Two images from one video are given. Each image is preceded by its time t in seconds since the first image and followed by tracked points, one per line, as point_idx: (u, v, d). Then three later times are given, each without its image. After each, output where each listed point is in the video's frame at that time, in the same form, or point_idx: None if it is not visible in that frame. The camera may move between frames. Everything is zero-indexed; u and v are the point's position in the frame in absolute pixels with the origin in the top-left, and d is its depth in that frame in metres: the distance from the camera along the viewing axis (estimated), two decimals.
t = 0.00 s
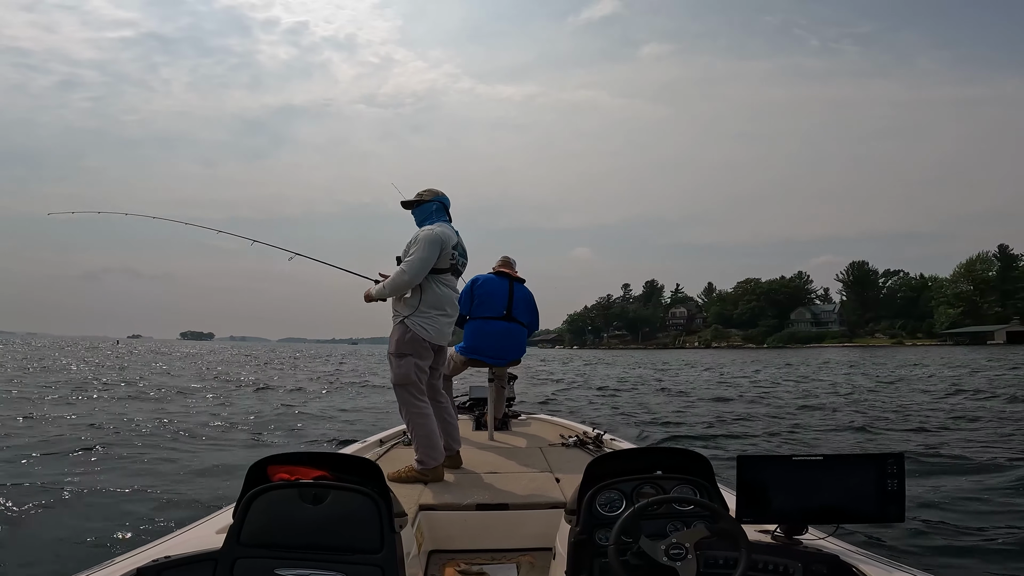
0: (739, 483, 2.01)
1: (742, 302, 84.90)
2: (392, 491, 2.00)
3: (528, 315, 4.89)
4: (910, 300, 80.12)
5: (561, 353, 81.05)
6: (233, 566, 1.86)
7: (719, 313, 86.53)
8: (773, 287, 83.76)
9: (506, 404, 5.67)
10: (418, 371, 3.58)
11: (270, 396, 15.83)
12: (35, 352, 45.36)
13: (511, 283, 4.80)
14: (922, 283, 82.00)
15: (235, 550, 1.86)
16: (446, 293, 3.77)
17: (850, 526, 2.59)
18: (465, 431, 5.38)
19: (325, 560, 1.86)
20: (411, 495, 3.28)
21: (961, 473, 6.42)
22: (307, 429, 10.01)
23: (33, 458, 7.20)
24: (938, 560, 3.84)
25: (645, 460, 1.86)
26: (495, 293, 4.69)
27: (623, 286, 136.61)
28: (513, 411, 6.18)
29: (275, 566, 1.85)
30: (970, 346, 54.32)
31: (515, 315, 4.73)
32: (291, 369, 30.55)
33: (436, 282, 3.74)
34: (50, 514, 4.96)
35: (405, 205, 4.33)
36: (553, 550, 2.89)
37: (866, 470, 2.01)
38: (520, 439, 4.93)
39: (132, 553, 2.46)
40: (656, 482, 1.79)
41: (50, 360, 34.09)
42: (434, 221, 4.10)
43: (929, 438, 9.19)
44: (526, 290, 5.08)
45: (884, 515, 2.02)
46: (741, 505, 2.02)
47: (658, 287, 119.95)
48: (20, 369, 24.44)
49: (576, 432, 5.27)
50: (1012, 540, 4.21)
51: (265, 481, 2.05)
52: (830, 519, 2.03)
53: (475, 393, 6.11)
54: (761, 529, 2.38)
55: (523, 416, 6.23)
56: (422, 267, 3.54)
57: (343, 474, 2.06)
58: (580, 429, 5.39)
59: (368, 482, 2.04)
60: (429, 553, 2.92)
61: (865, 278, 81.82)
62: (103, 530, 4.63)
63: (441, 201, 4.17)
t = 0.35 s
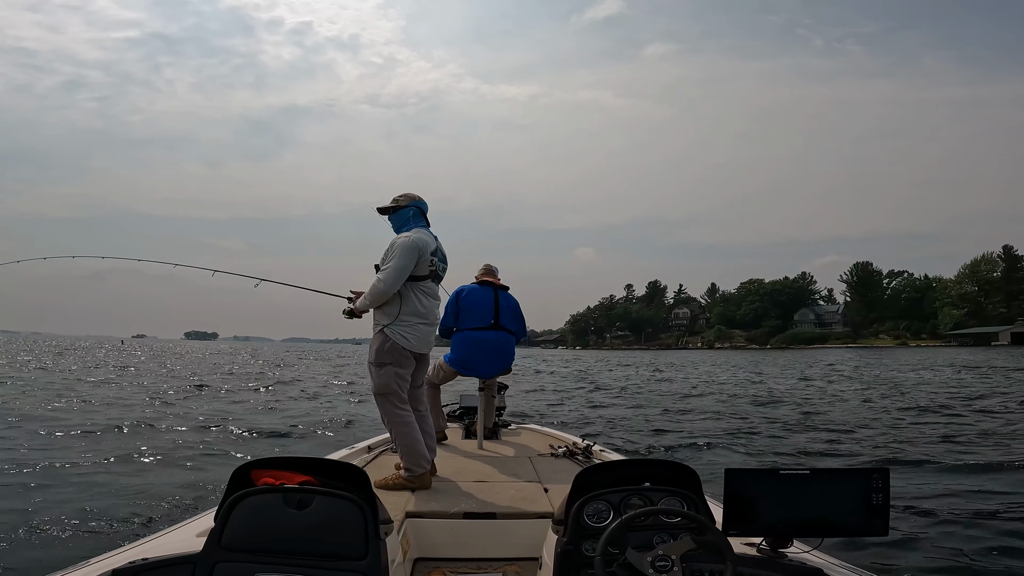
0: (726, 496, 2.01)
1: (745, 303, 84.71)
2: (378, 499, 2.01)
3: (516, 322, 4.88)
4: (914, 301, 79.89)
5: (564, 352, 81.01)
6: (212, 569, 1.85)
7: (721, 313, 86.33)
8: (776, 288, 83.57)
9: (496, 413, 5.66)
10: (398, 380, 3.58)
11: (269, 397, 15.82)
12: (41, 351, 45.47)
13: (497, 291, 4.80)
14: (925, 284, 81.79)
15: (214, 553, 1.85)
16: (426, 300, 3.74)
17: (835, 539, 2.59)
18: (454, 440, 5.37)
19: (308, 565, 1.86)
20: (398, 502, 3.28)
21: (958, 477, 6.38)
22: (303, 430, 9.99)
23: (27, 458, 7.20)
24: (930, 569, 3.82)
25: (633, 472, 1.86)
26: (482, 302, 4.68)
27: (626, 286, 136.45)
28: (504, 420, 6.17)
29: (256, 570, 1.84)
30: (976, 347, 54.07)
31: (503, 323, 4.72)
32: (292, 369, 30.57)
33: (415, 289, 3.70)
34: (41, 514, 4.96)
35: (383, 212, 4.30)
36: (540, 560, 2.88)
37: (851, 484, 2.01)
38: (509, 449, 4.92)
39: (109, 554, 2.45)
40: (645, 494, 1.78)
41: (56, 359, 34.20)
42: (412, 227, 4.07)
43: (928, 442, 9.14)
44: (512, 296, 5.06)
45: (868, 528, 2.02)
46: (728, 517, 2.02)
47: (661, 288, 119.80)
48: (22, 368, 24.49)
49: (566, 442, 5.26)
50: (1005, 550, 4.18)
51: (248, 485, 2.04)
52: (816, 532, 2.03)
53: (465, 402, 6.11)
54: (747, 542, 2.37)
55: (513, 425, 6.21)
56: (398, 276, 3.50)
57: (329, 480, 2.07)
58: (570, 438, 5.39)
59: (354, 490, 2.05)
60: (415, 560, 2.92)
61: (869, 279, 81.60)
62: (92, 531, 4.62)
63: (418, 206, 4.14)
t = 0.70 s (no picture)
0: (717, 494, 2.01)
1: (749, 303, 84.49)
2: (371, 496, 2.01)
3: (510, 318, 4.88)
4: (919, 301, 79.60)
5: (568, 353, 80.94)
6: (204, 566, 1.87)
7: (725, 314, 86.12)
8: (780, 288, 83.33)
9: (489, 410, 5.66)
10: (390, 376, 3.58)
11: (270, 397, 15.83)
12: (45, 351, 45.54)
13: (489, 288, 4.81)
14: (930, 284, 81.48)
15: (205, 552, 1.87)
16: (416, 296, 3.76)
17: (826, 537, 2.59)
18: (448, 437, 5.38)
19: (299, 564, 1.87)
20: (392, 499, 3.28)
21: (956, 477, 6.37)
22: (301, 429, 9.99)
23: (25, 456, 7.21)
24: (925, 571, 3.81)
25: (626, 469, 1.86)
26: (474, 299, 4.69)
27: (630, 287, 136.02)
28: (498, 417, 6.17)
29: (248, 569, 1.86)
30: (982, 347, 53.80)
31: (497, 319, 4.73)
32: (294, 369, 30.58)
33: (405, 286, 3.72)
34: (36, 513, 4.97)
35: (368, 213, 4.31)
36: (533, 557, 2.89)
37: (841, 483, 2.01)
38: (503, 446, 4.93)
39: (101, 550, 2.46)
40: (638, 491, 1.79)
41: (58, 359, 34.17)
42: (397, 224, 4.08)
43: (928, 442, 9.11)
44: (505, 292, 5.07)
45: (858, 527, 2.02)
46: (719, 515, 2.02)
47: (664, 288, 119.55)
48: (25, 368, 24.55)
49: (559, 439, 5.27)
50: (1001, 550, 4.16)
51: (240, 482, 2.05)
52: (806, 531, 2.03)
53: (460, 399, 6.11)
54: (738, 539, 2.37)
55: (507, 422, 6.22)
56: (388, 272, 3.52)
57: (321, 477, 2.07)
58: (564, 435, 5.39)
59: (347, 486, 2.05)
60: (408, 557, 2.92)
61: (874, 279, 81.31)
62: (90, 528, 4.65)
63: (403, 203, 4.15)
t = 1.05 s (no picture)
0: (718, 480, 2.03)
1: (753, 302, 84.24)
2: (374, 491, 2.03)
3: (508, 309, 4.91)
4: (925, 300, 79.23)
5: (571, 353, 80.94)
6: (213, 566, 1.90)
7: (730, 313, 85.92)
8: (785, 288, 83.08)
9: (489, 403, 5.69)
10: (393, 370, 3.60)
11: (273, 396, 15.88)
12: (50, 351, 45.66)
13: (487, 279, 4.83)
14: (937, 283, 81.05)
15: (213, 552, 1.89)
16: (417, 290, 3.80)
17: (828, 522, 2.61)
18: (448, 429, 5.41)
19: (307, 560, 1.90)
20: (395, 493, 3.31)
21: (956, 474, 6.40)
22: (304, 429, 10.03)
23: (30, 457, 7.26)
24: (927, 566, 3.82)
25: (627, 458, 1.87)
26: (472, 290, 4.71)
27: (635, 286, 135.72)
28: (497, 410, 6.20)
29: (257, 567, 1.89)
30: (989, 347, 53.53)
31: (495, 310, 4.76)
32: (297, 368, 30.62)
33: (407, 280, 3.75)
34: (41, 514, 5.01)
35: (369, 207, 4.33)
36: (537, 547, 2.92)
37: (841, 468, 2.03)
38: (502, 437, 4.96)
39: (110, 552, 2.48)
40: (639, 479, 1.81)
41: (62, 359, 34.22)
42: (399, 219, 4.10)
43: (930, 440, 9.13)
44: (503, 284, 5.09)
45: (858, 510, 2.04)
46: (721, 501, 2.04)
47: (668, 287, 119.43)
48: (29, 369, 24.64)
49: (559, 430, 5.30)
50: (1001, 546, 4.19)
51: (243, 482, 2.07)
52: (807, 515, 2.05)
53: (459, 392, 6.14)
54: (742, 525, 2.39)
55: (507, 415, 6.25)
56: (392, 267, 3.56)
57: (324, 474, 2.09)
58: (563, 427, 5.42)
59: (350, 482, 2.07)
60: (414, 551, 2.94)
61: (879, 278, 81.07)
62: (94, 530, 4.67)
63: (404, 198, 4.17)
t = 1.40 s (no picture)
0: (711, 482, 2.03)
1: (758, 302, 83.98)
2: (367, 490, 2.03)
3: (498, 308, 4.91)
4: (931, 300, 78.87)
5: (575, 353, 80.90)
6: (202, 564, 1.89)
7: (734, 313, 85.69)
8: (789, 287, 82.81)
9: (483, 403, 5.70)
10: (384, 369, 3.60)
11: (274, 396, 15.90)
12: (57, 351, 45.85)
13: (477, 279, 4.83)
14: (942, 282, 80.64)
15: (203, 550, 1.89)
16: (409, 289, 3.80)
17: (820, 526, 2.61)
18: (441, 429, 5.41)
19: (298, 558, 1.89)
20: (387, 493, 3.31)
21: (955, 476, 6.38)
22: (302, 429, 10.03)
23: (28, 457, 7.27)
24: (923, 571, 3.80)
25: (620, 460, 1.88)
26: (462, 290, 4.71)
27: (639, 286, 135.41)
28: (491, 410, 6.20)
29: (246, 565, 1.88)
30: (995, 347, 53.23)
31: (486, 310, 4.76)
32: (299, 368, 30.64)
33: (399, 279, 3.75)
34: (36, 513, 5.02)
35: (362, 205, 4.33)
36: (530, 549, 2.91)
37: (833, 471, 2.03)
38: (496, 438, 4.96)
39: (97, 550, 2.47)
40: (632, 481, 1.81)
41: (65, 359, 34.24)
42: (393, 217, 4.10)
43: (932, 441, 9.10)
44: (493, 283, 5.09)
45: (850, 514, 2.04)
46: (713, 503, 2.04)
47: (672, 287, 119.17)
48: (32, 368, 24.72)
49: (552, 431, 5.30)
50: (999, 550, 4.17)
51: (235, 479, 2.07)
52: (799, 518, 2.05)
53: (454, 392, 6.15)
54: (733, 528, 2.38)
55: (501, 415, 6.24)
56: (383, 264, 3.56)
57: (317, 473, 2.09)
58: (558, 427, 5.42)
59: (343, 481, 2.07)
60: (406, 551, 2.94)
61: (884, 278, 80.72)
62: (88, 528, 4.67)
63: (397, 196, 4.17)
